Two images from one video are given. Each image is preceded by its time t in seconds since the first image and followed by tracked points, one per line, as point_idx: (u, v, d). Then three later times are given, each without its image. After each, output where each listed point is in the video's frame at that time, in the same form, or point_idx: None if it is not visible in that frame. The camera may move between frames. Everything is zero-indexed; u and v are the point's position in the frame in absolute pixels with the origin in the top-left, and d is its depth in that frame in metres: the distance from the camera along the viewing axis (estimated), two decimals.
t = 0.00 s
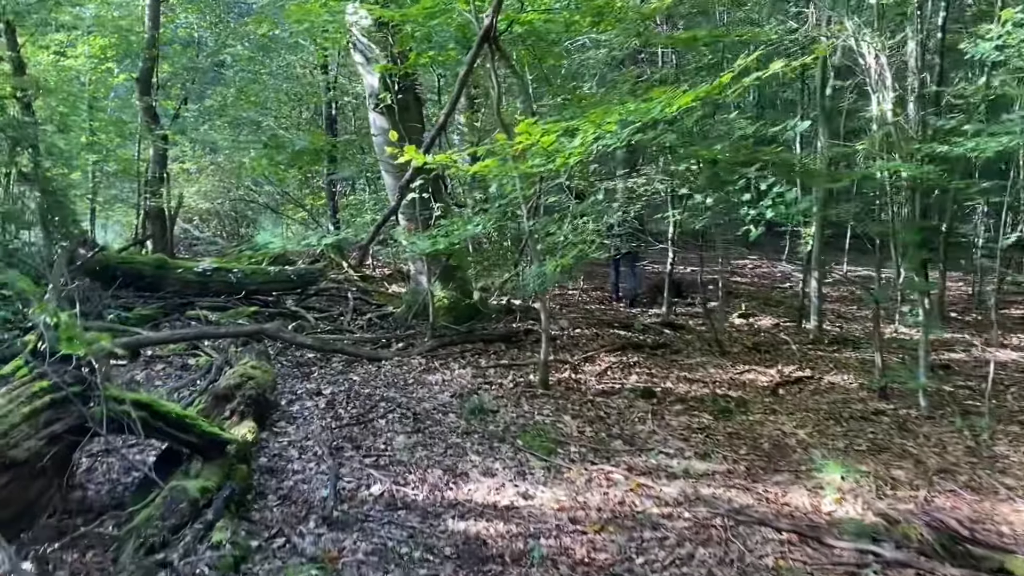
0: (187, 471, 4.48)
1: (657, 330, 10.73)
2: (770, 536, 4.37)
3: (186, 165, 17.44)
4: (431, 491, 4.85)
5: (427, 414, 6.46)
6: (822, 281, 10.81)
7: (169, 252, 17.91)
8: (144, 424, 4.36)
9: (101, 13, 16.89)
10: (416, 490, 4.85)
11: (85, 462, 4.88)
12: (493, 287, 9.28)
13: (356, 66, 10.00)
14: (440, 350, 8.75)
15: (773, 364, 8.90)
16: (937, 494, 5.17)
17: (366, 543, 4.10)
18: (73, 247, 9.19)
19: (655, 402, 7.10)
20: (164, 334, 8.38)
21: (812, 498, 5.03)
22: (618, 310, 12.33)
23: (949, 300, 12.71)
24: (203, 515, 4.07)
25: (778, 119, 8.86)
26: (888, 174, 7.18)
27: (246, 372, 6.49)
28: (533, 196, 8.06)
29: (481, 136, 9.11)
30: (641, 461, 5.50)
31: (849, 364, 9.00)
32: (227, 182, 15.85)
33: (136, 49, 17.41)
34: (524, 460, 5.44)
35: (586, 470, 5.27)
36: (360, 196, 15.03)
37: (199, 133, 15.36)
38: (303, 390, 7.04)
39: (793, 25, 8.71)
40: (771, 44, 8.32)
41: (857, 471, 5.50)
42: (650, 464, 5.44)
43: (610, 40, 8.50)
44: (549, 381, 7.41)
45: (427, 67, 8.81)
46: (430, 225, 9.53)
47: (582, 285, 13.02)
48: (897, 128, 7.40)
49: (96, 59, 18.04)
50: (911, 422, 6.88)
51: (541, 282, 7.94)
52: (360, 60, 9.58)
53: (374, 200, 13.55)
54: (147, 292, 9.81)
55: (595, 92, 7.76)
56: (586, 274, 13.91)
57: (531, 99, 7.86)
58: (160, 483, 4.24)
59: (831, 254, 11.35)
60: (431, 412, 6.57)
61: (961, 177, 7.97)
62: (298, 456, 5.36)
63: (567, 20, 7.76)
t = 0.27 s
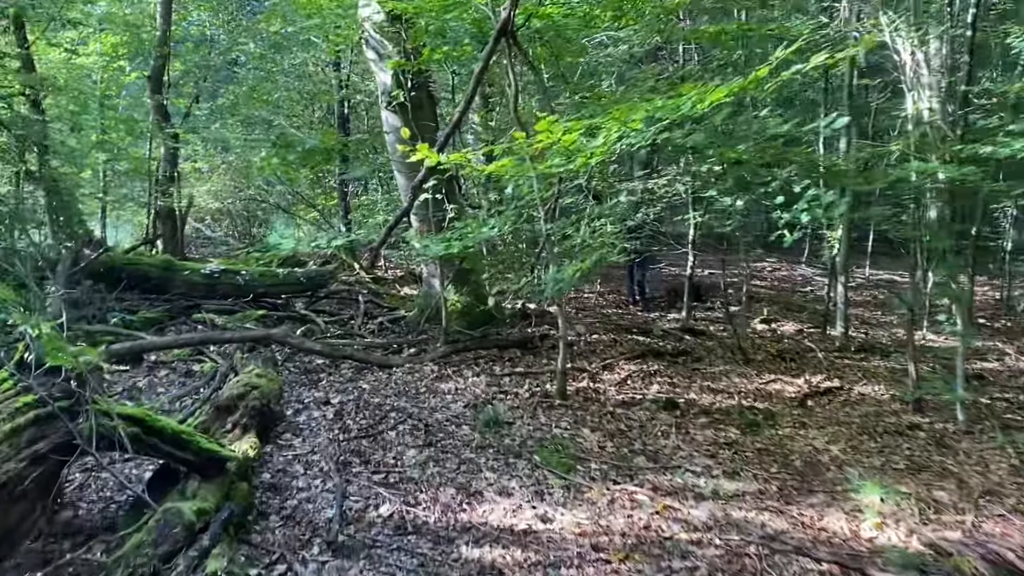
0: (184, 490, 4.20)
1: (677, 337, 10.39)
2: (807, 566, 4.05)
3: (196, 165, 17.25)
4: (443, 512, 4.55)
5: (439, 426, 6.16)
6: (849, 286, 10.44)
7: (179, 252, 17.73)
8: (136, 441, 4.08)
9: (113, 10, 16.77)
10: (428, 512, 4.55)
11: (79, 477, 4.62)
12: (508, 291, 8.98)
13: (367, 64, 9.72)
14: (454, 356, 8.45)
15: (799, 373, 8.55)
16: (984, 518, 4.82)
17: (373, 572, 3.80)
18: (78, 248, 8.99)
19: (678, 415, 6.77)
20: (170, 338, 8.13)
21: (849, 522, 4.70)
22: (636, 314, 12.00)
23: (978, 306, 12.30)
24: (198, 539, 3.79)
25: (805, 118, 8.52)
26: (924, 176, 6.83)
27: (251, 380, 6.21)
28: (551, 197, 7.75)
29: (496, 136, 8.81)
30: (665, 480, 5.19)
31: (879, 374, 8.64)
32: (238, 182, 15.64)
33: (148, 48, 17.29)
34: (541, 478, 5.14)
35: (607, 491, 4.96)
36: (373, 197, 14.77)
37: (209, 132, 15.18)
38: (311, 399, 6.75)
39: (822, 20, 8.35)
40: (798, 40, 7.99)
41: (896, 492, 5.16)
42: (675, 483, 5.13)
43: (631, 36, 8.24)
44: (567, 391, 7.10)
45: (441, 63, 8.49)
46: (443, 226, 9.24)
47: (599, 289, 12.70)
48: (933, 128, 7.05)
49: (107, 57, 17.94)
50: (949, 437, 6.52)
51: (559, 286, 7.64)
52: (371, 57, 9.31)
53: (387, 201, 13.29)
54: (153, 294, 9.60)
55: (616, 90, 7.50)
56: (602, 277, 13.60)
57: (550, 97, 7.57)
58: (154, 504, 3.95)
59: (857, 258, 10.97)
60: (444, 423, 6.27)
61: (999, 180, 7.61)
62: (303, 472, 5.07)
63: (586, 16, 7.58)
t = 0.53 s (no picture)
0: (181, 508, 3.92)
1: (702, 341, 10.04)
2: None
3: (213, 163, 17.10)
4: (460, 533, 4.24)
5: (456, 435, 5.86)
6: (881, 289, 10.05)
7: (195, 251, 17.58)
8: (131, 456, 3.80)
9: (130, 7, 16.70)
10: (444, 531, 4.25)
11: (75, 491, 4.37)
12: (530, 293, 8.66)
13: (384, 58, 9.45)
14: (471, 360, 8.16)
15: (832, 380, 8.17)
16: None
17: None
18: (88, 246, 8.79)
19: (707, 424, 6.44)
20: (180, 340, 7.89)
21: (897, 545, 4.35)
22: (659, 317, 11.65)
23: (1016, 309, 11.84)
24: (196, 562, 3.51)
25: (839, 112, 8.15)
26: (970, 172, 6.44)
27: (259, 386, 5.94)
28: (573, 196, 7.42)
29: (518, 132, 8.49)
30: (695, 498, 4.86)
31: (917, 381, 8.24)
32: (253, 180, 15.45)
33: (165, 45, 17.18)
34: (563, 494, 4.83)
35: (634, 509, 4.65)
36: (390, 196, 14.50)
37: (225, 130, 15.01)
38: (322, 405, 6.48)
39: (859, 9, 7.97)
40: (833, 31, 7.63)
41: (946, 512, 4.80)
42: (707, 502, 4.80)
43: (657, 27, 7.92)
44: (589, 399, 6.76)
45: (459, 56, 8.17)
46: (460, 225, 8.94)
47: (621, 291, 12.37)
48: (979, 122, 6.66)
49: (124, 55, 17.84)
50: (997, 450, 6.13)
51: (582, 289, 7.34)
52: (388, 51, 9.04)
53: (403, 199, 13.02)
54: (164, 294, 9.40)
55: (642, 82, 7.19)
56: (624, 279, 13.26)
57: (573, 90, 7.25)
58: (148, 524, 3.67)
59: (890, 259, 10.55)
60: (461, 432, 5.97)
61: None
62: (312, 486, 4.78)
63: (605, 7, 7.37)
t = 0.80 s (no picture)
0: (185, 529, 3.66)
1: (729, 345, 9.70)
2: None
3: (230, 160, 16.93)
4: (481, 557, 3.96)
5: (476, 446, 5.58)
6: (917, 291, 9.66)
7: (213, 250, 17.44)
8: (132, 474, 3.54)
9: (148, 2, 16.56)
10: (464, 555, 3.96)
11: (75, 508, 4.12)
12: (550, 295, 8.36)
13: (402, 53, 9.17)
14: (491, 365, 7.87)
15: (868, 387, 7.82)
16: None
17: None
18: (100, 245, 8.59)
19: (740, 435, 6.11)
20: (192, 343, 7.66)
21: (952, 572, 4.03)
22: (684, 319, 11.31)
23: None
24: None
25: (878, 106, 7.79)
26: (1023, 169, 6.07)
27: (272, 393, 5.68)
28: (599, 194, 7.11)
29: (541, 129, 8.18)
30: (732, 517, 4.56)
31: (958, 389, 7.87)
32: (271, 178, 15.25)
33: (183, 41, 17.06)
34: (590, 513, 4.53)
35: (667, 530, 4.35)
36: (409, 194, 14.24)
37: (242, 126, 14.83)
38: (337, 412, 6.21)
39: None
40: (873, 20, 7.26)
41: (1003, 535, 4.46)
42: (745, 522, 4.49)
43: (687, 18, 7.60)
44: (616, 408, 6.46)
45: (480, 49, 7.85)
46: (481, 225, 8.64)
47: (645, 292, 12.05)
48: None
49: (142, 51, 17.74)
50: None
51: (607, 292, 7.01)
52: (407, 45, 8.77)
53: (421, 197, 12.76)
54: (177, 294, 9.18)
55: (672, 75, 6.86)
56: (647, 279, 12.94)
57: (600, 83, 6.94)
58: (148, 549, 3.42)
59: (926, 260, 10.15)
60: (482, 442, 5.69)
61: None
62: (325, 502, 4.51)
63: None
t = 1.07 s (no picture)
0: (187, 551, 3.40)
1: (755, 347, 9.37)
2: None
3: (243, 158, 16.72)
4: None
5: (496, 456, 5.29)
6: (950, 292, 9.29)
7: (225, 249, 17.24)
8: (132, 492, 3.27)
9: None
10: None
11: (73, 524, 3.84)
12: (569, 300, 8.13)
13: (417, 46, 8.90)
14: (510, 369, 7.58)
15: (904, 393, 7.49)
16: None
17: None
18: (107, 244, 8.36)
19: (773, 445, 5.80)
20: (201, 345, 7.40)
21: None
22: (707, 320, 10.99)
23: None
24: None
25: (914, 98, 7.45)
26: None
27: (283, 399, 5.41)
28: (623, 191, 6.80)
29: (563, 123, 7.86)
30: (772, 536, 4.26)
31: (998, 395, 7.52)
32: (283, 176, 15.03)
33: (195, 38, 16.85)
34: (620, 531, 4.25)
35: (703, 550, 4.06)
36: (423, 192, 13.98)
37: (254, 124, 14.62)
38: (351, 419, 5.94)
39: None
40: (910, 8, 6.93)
41: None
42: (786, 542, 4.19)
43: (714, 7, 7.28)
44: (642, 415, 6.16)
45: (499, 40, 7.54)
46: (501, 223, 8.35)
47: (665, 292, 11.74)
48: None
49: (154, 48, 17.55)
50: None
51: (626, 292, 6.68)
52: (422, 38, 8.49)
53: (436, 196, 12.47)
54: (187, 295, 8.95)
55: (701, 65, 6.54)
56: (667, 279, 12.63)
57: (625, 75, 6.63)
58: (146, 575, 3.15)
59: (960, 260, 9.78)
60: (503, 452, 5.40)
61: None
62: (338, 517, 4.24)
63: None
